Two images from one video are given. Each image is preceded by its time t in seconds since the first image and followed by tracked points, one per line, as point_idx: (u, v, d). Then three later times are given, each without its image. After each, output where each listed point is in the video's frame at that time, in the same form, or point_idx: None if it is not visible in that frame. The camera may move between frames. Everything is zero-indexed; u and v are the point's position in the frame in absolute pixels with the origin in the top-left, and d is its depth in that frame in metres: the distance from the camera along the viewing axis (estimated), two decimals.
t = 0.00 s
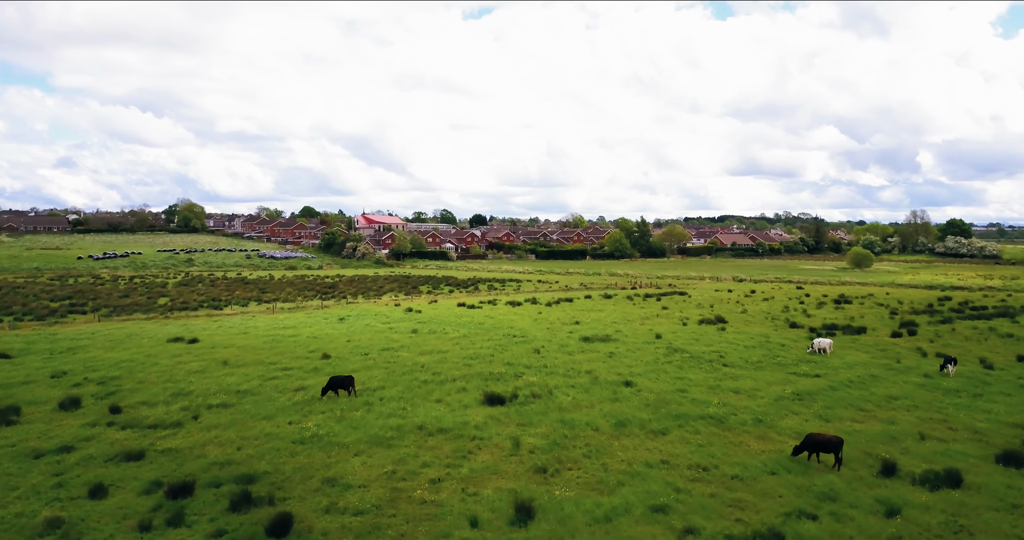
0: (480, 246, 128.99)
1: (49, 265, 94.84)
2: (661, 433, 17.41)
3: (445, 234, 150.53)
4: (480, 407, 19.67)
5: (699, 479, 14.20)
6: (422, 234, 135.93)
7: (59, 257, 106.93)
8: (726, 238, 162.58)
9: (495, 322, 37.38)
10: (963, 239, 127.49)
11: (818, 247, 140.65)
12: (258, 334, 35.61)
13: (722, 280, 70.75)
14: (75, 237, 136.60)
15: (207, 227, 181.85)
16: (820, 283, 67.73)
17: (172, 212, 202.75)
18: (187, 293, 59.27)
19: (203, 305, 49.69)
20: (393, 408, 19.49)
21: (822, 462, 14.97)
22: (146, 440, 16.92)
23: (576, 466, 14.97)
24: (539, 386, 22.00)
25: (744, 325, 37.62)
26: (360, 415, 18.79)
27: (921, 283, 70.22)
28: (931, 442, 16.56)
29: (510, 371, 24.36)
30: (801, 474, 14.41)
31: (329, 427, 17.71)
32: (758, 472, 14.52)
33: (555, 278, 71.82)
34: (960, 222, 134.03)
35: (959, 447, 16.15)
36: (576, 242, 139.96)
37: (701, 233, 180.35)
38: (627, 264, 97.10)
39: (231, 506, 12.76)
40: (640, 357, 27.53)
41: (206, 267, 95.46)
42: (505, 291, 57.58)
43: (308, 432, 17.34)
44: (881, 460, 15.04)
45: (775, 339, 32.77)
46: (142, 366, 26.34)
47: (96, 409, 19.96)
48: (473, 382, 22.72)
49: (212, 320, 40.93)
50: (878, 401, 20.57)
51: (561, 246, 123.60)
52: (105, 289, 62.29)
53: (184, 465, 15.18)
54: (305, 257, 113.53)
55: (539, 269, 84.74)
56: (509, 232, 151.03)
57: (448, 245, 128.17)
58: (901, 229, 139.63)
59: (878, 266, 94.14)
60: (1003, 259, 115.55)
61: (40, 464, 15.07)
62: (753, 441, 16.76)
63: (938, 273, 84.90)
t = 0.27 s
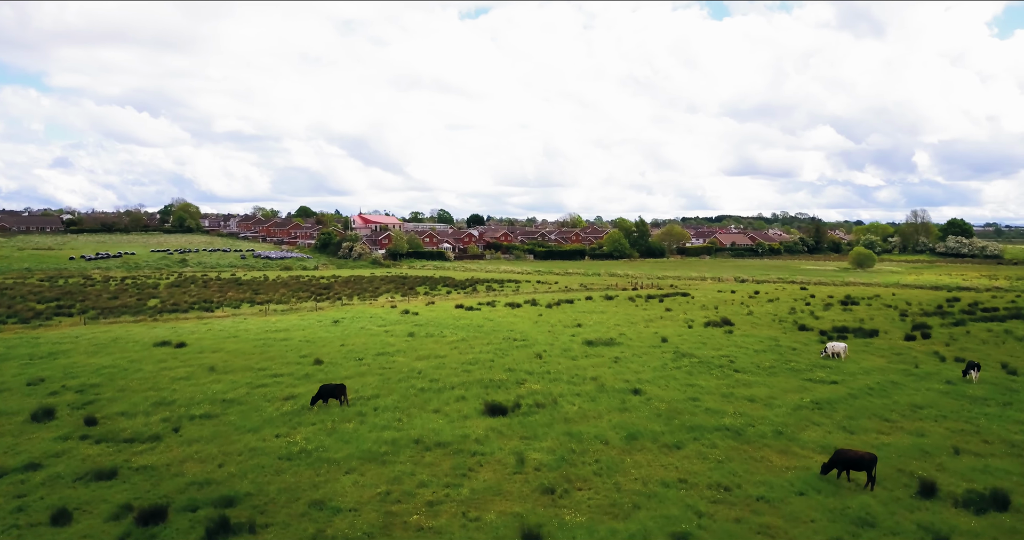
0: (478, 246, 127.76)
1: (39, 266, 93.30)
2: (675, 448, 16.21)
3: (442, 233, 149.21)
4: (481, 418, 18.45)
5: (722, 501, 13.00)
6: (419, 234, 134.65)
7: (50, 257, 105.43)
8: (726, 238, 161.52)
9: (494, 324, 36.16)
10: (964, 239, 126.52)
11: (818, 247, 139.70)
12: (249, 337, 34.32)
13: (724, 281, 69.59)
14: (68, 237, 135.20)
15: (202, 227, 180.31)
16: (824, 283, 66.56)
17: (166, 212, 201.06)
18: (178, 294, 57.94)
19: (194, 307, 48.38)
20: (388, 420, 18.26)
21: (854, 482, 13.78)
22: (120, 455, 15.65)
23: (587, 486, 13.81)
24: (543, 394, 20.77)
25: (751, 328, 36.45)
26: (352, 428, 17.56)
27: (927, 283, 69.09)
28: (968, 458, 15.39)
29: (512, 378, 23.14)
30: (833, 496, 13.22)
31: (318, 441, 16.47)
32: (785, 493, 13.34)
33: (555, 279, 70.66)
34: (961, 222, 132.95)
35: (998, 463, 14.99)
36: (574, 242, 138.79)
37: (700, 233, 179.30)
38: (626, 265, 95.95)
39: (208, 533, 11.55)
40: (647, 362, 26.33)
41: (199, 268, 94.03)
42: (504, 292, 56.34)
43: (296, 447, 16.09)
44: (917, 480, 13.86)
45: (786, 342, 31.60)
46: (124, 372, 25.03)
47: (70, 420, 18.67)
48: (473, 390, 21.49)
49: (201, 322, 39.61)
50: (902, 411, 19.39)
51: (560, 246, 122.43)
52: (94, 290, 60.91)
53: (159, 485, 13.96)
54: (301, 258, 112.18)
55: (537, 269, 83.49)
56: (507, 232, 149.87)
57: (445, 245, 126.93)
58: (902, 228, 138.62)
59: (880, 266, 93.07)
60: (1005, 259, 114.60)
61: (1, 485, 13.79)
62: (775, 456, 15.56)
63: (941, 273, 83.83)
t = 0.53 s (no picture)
0: (475, 246, 126.36)
1: (28, 267, 91.53)
2: (696, 468, 14.80)
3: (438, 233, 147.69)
4: (482, 433, 17.03)
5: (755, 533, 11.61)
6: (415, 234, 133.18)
7: (41, 258, 103.68)
8: (725, 238, 160.31)
9: (493, 328, 34.75)
10: (965, 238, 125.52)
11: (817, 247, 138.61)
12: (237, 342, 32.82)
13: (726, 281, 68.30)
14: (60, 237, 133.51)
15: (196, 227, 178.50)
16: (829, 284, 65.28)
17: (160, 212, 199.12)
18: (168, 296, 56.37)
19: (184, 309, 46.83)
20: (381, 435, 16.83)
21: (899, 510, 12.40)
22: (85, 478, 14.18)
23: (602, 514, 12.39)
24: (547, 406, 19.35)
25: (761, 331, 35.10)
26: (341, 444, 16.12)
27: (933, 284, 67.88)
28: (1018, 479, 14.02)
29: (514, 387, 21.71)
30: (877, 526, 11.85)
31: (304, 460, 15.03)
32: (823, 521, 11.96)
33: (554, 280, 69.26)
34: (962, 221, 131.96)
35: None
36: (572, 242, 137.46)
37: (698, 233, 178.12)
38: (626, 265, 94.64)
39: None
40: (656, 370, 24.92)
41: (192, 268, 92.45)
42: (503, 293, 54.90)
43: (280, 467, 14.65)
44: (969, 507, 12.48)
45: (799, 347, 30.24)
46: (102, 381, 23.54)
47: (36, 435, 17.18)
48: (473, 400, 20.07)
49: (188, 325, 38.07)
50: (935, 424, 18.03)
51: (558, 246, 121.07)
52: (81, 292, 59.26)
53: (125, 513, 12.51)
54: (295, 258, 110.62)
55: (536, 270, 82.08)
56: (505, 232, 148.48)
57: (442, 245, 125.48)
58: (902, 228, 137.48)
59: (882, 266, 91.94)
60: (1006, 258, 113.62)
61: None
62: (806, 477, 14.17)
63: (945, 273, 82.70)
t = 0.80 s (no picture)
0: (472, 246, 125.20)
1: (18, 268, 90.06)
2: (717, 488, 13.60)
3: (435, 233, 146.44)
4: (483, 447, 15.84)
5: None
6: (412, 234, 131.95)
7: (32, 258, 102.25)
8: (724, 238, 159.38)
9: (492, 331, 33.54)
10: (966, 238, 124.71)
11: (817, 247, 137.72)
12: (226, 346, 31.54)
13: (728, 282, 67.20)
14: (52, 237, 132.23)
15: (191, 227, 177.05)
16: (832, 285, 64.21)
17: (155, 212, 197.46)
18: (158, 297, 55.07)
19: (173, 311, 45.53)
20: (374, 451, 15.62)
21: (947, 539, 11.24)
22: (49, 501, 12.93)
23: None
24: (552, 417, 18.15)
25: (769, 334, 33.94)
26: (331, 461, 14.90)
27: (937, 285, 66.87)
28: None
29: (516, 396, 20.51)
30: None
31: (291, 480, 13.82)
32: None
33: (553, 280, 68.11)
34: (963, 221, 131.15)
35: None
36: (570, 243, 136.39)
37: (697, 233, 177.20)
38: (625, 265, 93.54)
39: None
40: (664, 377, 23.72)
41: (185, 269, 91.09)
42: (501, 295, 53.71)
43: (264, 488, 13.43)
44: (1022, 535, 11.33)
45: (810, 351, 29.10)
46: (80, 388, 22.26)
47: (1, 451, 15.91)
48: (473, 411, 18.84)
49: (176, 328, 36.77)
50: (967, 436, 16.88)
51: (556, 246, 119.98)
52: (70, 293, 57.85)
53: None
54: (290, 258, 109.30)
55: (534, 270, 80.92)
56: (502, 233, 147.36)
57: (439, 246, 124.30)
58: (902, 228, 136.58)
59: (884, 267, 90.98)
60: (1007, 258, 112.83)
61: None
62: (838, 499, 13.00)
63: (948, 274, 81.75)
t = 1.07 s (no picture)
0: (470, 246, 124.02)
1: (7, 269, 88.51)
2: (742, 513, 12.39)
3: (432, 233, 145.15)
4: (484, 465, 14.62)
5: None
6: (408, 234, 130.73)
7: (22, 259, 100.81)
8: (722, 238, 158.40)
9: (491, 334, 32.33)
10: (967, 238, 123.85)
11: (816, 248, 136.79)
12: (214, 350, 30.25)
13: (730, 283, 66.07)
14: (45, 237, 130.97)
15: (185, 227, 175.58)
16: (836, 286, 63.12)
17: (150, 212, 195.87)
18: (148, 298, 53.72)
19: (162, 313, 44.22)
20: (366, 469, 14.40)
21: None
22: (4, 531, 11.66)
23: None
24: (558, 430, 16.93)
25: (778, 337, 32.77)
26: (319, 481, 13.68)
27: (943, 286, 65.81)
28: None
29: (518, 406, 19.29)
30: None
31: (274, 504, 12.59)
32: None
33: (552, 281, 66.93)
34: (964, 221, 130.26)
35: None
36: (569, 243, 135.28)
37: (695, 234, 176.21)
38: (625, 266, 92.38)
39: None
40: (674, 384, 22.52)
41: (178, 269, 89.71)
42: (499, 296, 52.52)
43: (244, 514, 12.19)
44: None
45: (823, 356, 27.91)
46: (55, 398, 20.95)
47: None
48: (473, 423, 17.61)
49: (164, 332, 35.47)
50: (1004, 451, 15.71)
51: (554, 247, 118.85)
52: (58, 295, 56.50)
53: None
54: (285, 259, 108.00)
55: (532, 271, 79.74)
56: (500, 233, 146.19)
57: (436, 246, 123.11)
58: (902, 229, 135.31)
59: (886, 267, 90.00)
60: (1008, 258, 111.98)
61: None
62: (876, 526, 11.82)
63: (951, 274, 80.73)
